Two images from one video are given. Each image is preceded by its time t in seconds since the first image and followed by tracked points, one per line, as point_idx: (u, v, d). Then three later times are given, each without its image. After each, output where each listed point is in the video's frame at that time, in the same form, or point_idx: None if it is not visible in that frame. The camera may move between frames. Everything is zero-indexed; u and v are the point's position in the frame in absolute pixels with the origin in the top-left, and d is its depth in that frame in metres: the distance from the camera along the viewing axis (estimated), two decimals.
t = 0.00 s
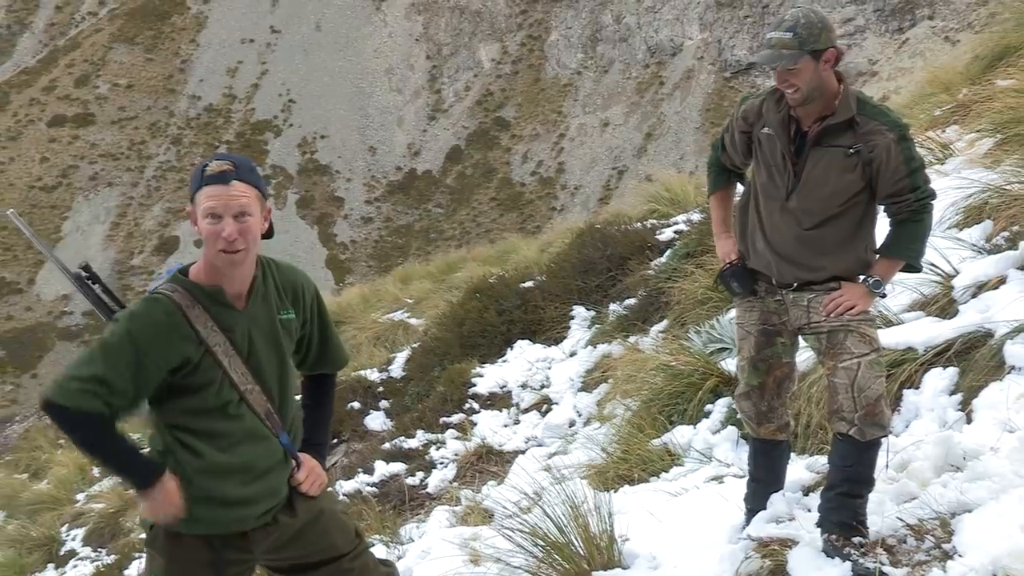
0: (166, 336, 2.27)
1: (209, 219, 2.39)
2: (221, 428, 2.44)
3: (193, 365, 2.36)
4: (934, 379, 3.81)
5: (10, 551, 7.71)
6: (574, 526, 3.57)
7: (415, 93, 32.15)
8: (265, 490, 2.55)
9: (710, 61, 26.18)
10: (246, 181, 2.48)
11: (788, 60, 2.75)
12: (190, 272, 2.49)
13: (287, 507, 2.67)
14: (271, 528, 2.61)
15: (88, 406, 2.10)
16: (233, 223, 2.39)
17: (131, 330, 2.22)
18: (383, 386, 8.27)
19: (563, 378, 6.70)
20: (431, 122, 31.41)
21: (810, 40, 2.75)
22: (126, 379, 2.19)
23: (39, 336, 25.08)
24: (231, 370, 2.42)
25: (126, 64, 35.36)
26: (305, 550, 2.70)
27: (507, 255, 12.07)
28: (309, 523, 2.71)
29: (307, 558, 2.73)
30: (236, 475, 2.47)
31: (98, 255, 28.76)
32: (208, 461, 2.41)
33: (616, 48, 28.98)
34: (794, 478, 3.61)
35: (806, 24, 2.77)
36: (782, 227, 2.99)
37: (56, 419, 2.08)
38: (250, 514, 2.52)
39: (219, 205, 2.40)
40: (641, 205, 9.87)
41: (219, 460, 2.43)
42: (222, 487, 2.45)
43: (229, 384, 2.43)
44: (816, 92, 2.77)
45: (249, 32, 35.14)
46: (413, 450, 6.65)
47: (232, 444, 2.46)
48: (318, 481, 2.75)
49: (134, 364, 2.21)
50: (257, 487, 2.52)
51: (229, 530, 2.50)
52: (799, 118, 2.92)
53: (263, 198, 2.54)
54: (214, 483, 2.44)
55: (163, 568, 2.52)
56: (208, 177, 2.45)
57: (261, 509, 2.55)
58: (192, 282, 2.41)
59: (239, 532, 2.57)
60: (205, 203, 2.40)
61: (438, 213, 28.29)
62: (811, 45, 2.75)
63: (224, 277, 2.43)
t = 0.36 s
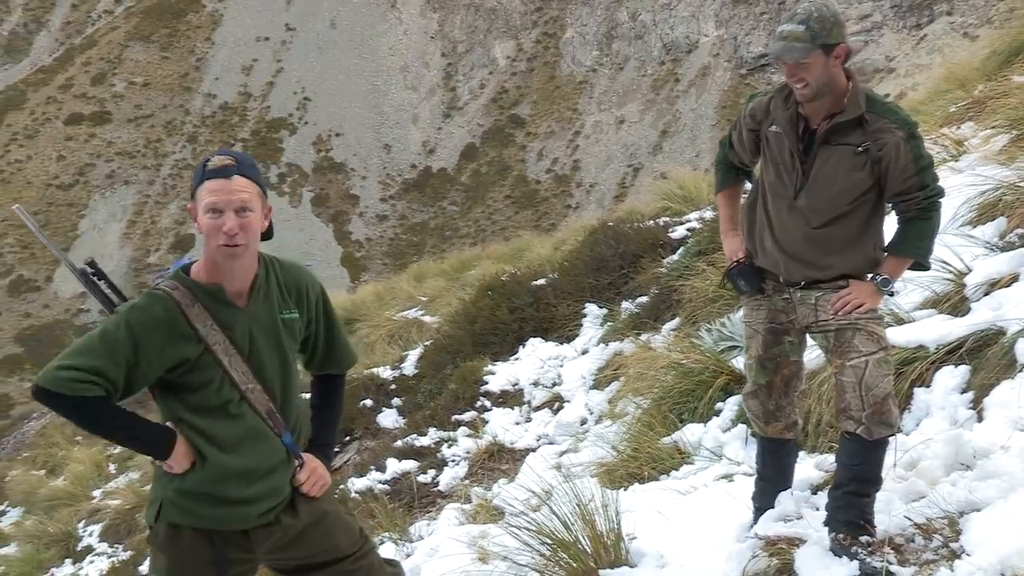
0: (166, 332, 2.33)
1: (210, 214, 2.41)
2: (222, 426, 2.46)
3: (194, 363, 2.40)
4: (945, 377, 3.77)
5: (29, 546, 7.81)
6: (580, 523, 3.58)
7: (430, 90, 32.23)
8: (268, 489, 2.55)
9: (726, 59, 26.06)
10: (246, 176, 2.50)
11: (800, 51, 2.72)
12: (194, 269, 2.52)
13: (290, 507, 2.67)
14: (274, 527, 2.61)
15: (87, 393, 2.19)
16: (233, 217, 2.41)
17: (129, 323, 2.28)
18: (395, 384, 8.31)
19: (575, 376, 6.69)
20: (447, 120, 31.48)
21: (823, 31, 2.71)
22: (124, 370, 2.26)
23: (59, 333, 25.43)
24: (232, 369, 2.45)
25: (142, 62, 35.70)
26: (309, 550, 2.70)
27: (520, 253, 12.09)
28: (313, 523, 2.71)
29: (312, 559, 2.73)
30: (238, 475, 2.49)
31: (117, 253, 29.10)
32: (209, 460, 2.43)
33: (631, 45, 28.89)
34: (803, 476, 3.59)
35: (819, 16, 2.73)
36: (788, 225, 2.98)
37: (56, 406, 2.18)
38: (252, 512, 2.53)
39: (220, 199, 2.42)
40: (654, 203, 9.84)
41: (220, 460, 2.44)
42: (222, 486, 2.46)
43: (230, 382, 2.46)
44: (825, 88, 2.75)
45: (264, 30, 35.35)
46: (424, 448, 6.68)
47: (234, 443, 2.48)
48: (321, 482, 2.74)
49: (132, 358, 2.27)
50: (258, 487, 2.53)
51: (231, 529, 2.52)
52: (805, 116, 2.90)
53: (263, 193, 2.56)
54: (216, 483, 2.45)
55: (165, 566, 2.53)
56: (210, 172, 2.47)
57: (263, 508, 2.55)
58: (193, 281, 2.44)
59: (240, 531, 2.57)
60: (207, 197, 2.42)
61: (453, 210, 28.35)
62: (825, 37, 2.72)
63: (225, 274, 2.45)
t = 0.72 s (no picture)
0: (178, 321, 2.36)
1: (222, 202, 2.44)
2: (234, 417, 2.49)
3: (205, 354, 2.43)
4: (964, 370, 3.72)
5: (53, 536, 7.94)
6: (592, 515, 3.59)
7: (450, 81, 32.23)
8: (279, 480, 2.58)
9: (747, 49, 25.86)
10: (260, 165, 2.53)
11: (817, 32, 2.68)
12: (206, 259, 2.55)
13: (301, 498, 2.70)
14: (285, 518, 2.65)
15: (99, 383, 2.23)
16: (247, 207, 2.43)
17: (141, 313, 2.31)
18: (412, 375, 8.35)
19: (591, 367, 6.68)
20: (467, 111, 31.46)
21: (841, 14, 2.68)
22: (137, 360, 2.30)
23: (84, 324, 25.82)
24: (243, 359, 2.47)
25: (164, 54, 36.06)
26: (323, 540, 2.73)
27: (539, 244, 12.07)
28: (324, 514, 2.74)
29: (325, 548, 2.77)
30: (249, 466, 2.51)
31: (140, 244, 29.46)
32: (220, 451, 2.46)
33: (652, 34, 28.69)
34: (818, 469, 3.57)
35: None
36: (802, 217, 2.95)
37: (69, 395, 2.22)
38: (263, 503, 2.56)
39: (234, 189, 2.44)
40: (671, 194, 9.78)
41: (232, 451, 2.47)
42: (232, 477, 2.49)
43: (242, 373, 2.49)
44: (842, 73, 2.71)
45: (284, 21, 35.51)
46: (441, 439, 6.72)
47: (244, 433, 2.51)
48: (333, 472, 2.76)
49: (144, 348, 2.31)
50: (269, 478, 2.56)
51: (242, 519, 2.55)
52: (821, 105, 2.87)
53: (277, 184, 2.59)
54: (226, 474, 2.48)
55: (178, 557, 2.55)
56: (223, 161, 2.50)
57: (275, 498, 2.58)
58: (205, 271, 2.47)
59: (251, 522, 2.60)
60: (220, 186, 2.45)
61: (473, 202, 28.38)
62: (842, 20, 2.69)
63: (237, 263, 2.48)
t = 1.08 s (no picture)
0: (188, 312, 2.39)
1: (232, 192, 2.46)
2: (244, 408, 2.52)
3: (216, 344, 2.46)
4: (985, 359, 3.66)
5: (79, 524, 8.08)
6: (607, 504, 3.61)
7: (471, 70, 32.19)
8: (291, 470, 2.62)
9: (769, 35, 25.56)
10: (270, 155, 2.56)
11: (833, 15, 2.64)
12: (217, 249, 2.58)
13: (313, 488, 2.73)
14: (297, 508, 2.68)
15: (110, 374, 2.27)
16: (257, 196, 2.46)
17: (152, 303, 2.35)
18: (431, 364, 8.40)
19: (610, 357, 6.67)
20: (488, 100, 31.40)
21: None
22: (147, 350, 2.34)
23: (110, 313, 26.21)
24: (254, 349, 2.50)
25: (186, 45, 36.45)
26: (336, 529, 2.77)
27: (559, 233, 12.04)
28: (336, 504, 2.77)
29: (338, 538, 2.80)
30: (260, 456, 2.54)
31: (164, 234, 29.79)
32: (231, 442, 2.50)
33: (674, 22, 28.43)
34: (835, 459, 3.54)
35: None
36: (817, 205, 2.92)
37: (81, 386, 2.26)
38: (275, 493, 2.59)
39: (244, 178, 2.47)
40: (691, 181, 9.70)
41: (242, 441, 2.51)
42: (243, 467, 2.53)
43: (252, 363, 2.52)
44: (859, 58, 2.67)
45: (305, 12, 35.65)
46: (460, 429, 6.76)
47: (255, 423, 2.54)
48: (346, 463, 2.79)
49: (155, 338, 2.35)
50: (281, 468, 2.59)
51: (255, 509, 2.59)
52: (836, 92, 2.83)
53: (287, 173, 2.62)
54: (236, 464, 2.52)
55: (191, 546, 2.59)
56: (233, 151, 2.53)
57: (287, 488, 2.61)
58: (215, 261, 2.50)
59: (264, 511, 2.64)
60: (230, 176, 2.48)
61: (494, 191, 28.38)
62: (860, 4, 2.65)
63: (247, 253, 2.51)
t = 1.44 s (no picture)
0: (200, 304, 2.43)
1: (246, 185, 2.50)
2: (255, 401, 2.56)
3: (228, 336, 2.50)
4: (1014, 365, 3.58)
5: (107, 511, 8.19)
6: (621, 505, 3.61)
7: (502, 67, 32.18)
8: (301, 464, 2.65)
9: (804, 34, 25.21)
10: (284, 149, 2.59)
11: (860, 12, 2.60)
12: (231, 242, 2.62)
13: (323, 483, 2.75)
14: (306, 503, 2.70)
15: (121, 364, 2.32)
16: (269, 189, 2.50)
17: (165, 295, 2.40)
18: (454, 360, 8.43)
19: (633, 355, 6.63)
20: (518, 96, 31.37)
21: None
22: (159, 342, 2.39)
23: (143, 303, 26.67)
24: (265, 343, 2.54)
25: (220, 39, 37.11)
26: (345, 526, 2.80)
27: (586, 230, 11.99)
28: (347, 499, 2.79)
29: (348, 535, 2.82)
30: (270, 450, 2.58)
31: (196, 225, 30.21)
32: (242, 435, 2.53)
33: (707, 20, 28.14)
34: (855, 464, 3.49)
35: None
36: (840, 207, 2.88)
37: (93, 376, 2.32)
38: (285, 487, 2.62)
39: (258, 171, 2.51)
40: (720, 180, 9.58)
41: (252, 434, 2.54)
42: (253, 461, 2.56)
43: (264, 356, 2.55)
44: (886, 57, 2.63)
45: (338, 7, 35.98)
46: (480, 425, 6.79)
47: (265, 417, 2.57)
48: (356, 458, 2.80)
49: (167, 330, 2.40)
50: (291, 462, 2.62)
51: (265, 502, 2.62)
52: (859, 91, 2.79)
53: (299, 166, 2.66)
54: (246, 457, 2.55)
55: (201, 538, 2.63)
56: (247, 145, 2.57)
57: (297, 482, 2.64)
58: (229, 254, 2.54)
59: (273, 505, 2.67)
60: (244, 169, 2.52)
61: (523, 186, 28.37)
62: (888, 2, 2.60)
63: (260, 247, 2.55)
